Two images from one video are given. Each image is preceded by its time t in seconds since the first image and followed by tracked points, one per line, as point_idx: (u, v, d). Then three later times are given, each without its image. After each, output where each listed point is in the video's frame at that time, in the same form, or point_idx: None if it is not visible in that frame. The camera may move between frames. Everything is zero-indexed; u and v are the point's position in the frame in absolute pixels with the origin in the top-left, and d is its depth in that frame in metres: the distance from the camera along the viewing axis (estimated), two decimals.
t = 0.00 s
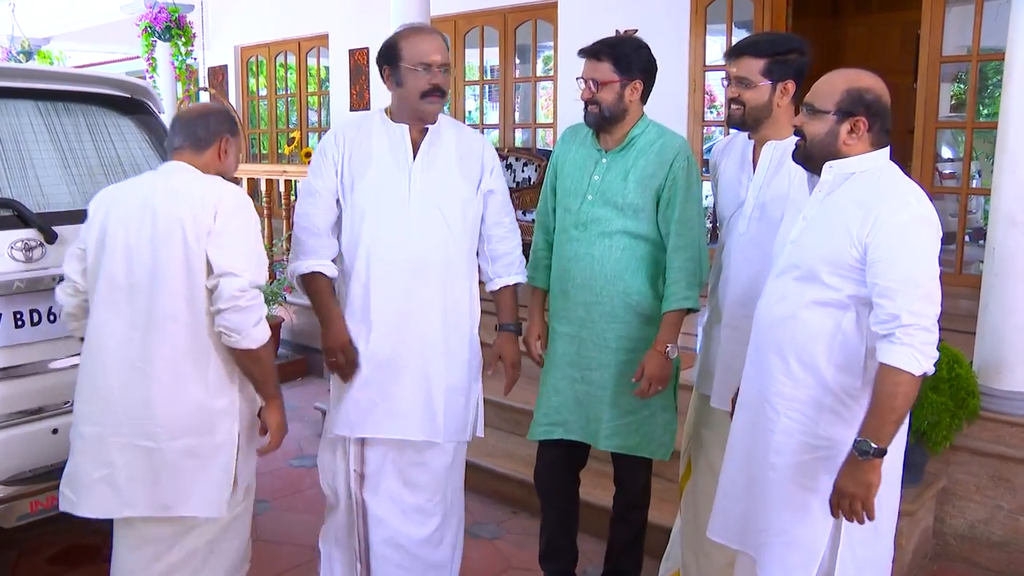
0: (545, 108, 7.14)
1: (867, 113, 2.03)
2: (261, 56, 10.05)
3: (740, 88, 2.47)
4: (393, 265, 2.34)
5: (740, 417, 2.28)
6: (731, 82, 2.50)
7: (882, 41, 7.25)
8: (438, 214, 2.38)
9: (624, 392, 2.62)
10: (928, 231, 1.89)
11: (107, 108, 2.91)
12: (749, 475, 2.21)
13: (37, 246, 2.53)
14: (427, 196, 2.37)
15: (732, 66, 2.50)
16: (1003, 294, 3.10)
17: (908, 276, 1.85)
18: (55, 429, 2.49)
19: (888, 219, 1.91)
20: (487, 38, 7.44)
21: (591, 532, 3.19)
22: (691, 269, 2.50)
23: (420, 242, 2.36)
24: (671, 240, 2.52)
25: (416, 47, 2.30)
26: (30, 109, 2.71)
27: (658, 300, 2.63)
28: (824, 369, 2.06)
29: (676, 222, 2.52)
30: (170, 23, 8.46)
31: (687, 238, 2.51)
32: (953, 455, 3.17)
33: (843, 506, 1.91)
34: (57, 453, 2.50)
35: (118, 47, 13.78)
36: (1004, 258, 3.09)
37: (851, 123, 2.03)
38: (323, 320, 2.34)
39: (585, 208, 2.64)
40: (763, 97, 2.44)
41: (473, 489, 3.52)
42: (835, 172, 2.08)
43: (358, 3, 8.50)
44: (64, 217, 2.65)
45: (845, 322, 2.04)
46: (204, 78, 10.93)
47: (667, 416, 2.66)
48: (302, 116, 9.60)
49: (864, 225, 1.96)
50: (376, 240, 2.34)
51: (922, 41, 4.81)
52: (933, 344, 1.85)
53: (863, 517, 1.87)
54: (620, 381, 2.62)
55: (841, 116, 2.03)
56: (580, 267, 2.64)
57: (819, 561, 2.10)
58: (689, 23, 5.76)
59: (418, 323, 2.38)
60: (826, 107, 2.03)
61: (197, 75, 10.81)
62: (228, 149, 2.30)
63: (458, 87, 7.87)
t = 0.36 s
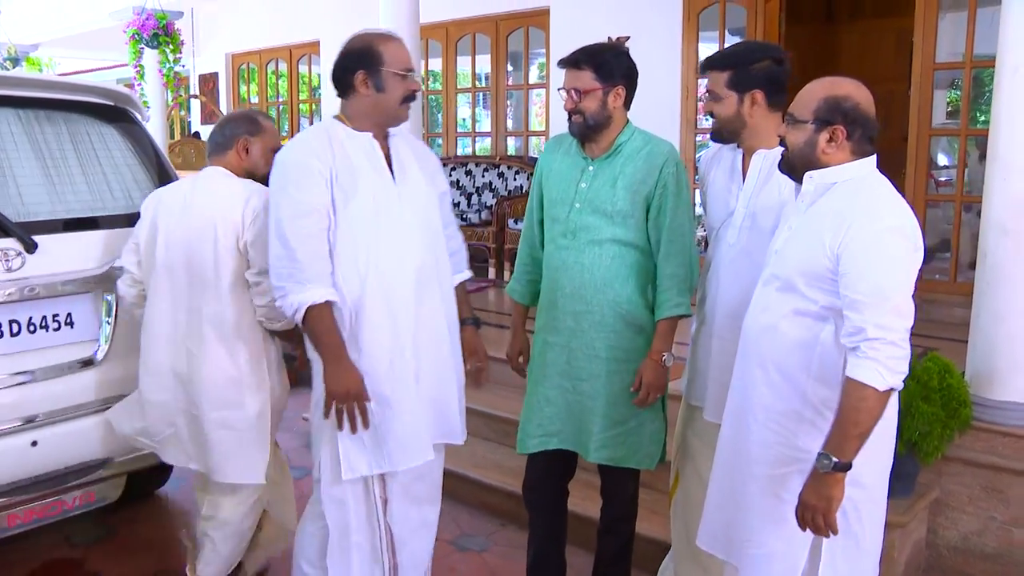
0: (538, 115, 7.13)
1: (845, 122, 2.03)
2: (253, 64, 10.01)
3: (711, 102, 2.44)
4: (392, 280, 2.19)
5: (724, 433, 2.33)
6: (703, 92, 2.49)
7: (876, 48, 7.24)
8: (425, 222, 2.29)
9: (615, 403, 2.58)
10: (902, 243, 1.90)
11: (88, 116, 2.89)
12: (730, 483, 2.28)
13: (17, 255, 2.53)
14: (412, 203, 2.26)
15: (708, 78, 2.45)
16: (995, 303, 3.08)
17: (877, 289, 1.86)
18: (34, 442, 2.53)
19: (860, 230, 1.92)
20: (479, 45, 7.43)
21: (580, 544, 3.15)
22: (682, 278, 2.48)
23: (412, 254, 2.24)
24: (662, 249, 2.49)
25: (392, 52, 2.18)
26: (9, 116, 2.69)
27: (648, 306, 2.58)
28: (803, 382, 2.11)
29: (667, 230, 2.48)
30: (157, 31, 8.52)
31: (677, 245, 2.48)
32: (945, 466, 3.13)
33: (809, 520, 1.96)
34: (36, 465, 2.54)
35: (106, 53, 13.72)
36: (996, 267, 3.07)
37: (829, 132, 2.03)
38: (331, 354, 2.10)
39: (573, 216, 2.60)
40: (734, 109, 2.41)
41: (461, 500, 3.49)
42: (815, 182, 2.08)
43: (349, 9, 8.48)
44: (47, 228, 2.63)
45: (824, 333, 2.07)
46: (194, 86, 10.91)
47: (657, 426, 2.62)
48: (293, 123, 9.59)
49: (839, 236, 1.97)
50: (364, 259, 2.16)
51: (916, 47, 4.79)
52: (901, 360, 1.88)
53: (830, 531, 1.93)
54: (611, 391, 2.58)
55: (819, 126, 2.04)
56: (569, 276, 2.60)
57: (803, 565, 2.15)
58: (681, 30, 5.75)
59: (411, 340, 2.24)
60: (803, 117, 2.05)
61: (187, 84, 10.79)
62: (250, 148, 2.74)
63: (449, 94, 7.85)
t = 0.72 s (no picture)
0: (525, 122, 7.04)
1: (823, 129, 1.90)
2: (228, 67, 9.98)
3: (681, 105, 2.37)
4: (342, 293, 2.04)
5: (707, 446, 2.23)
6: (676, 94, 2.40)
7: (871, 54, 7.12)
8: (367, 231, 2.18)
9: (600, 423, 2.36)
10: (874, 254, 1.78)
11: (46, 120, 2.72)
12: (710, 501, 2.19)
13: None
14: (353, 212, 2.15)
15: (682, 79, 2.34)
16: (992, 314, 2.99)
17: (845, 303, 1.75)
18: None
19: (831, 241, 1.81)
20: (461, 48, 7.31)
21: (560, 567, 3.03)
22: (665, 289, 2.29)
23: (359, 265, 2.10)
24: (643, 256, 2.30)
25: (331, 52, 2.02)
26: None
27: (632, 321, 2.37)
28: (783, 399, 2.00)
29: (648, 238, 2.29)
30: (125, 32, 8.52)
31: (659, 253, 2.28)
32: (942, 485, 3.01)
33: (775, 546, 1.85)
34: None
35: (64, 52, 13.37)
36: (992, 277, 2.98)
37: (807, 139, 1.91)
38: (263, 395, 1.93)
39: (548, 226, 2.39)
40: (696, 110, 2.33)
41: (439, 521, 3.37)
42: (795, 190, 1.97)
43: (329, 12, 8.32)
44: (52, 233, 2.52)
45: (801, 347, 1.95)
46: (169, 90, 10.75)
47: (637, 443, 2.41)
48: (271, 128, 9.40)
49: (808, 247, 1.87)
50: (316, 276, 2.01)
51: (913, 49, 4.67)
52: (869, 378, 1.76)
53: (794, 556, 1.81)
54: (591, 410, 2.36)
55: (796, 132, 1.92)
56: (546, 289, 2.39)
57: None
58: (670, 33, 5.65)
59: (370, 350, 2.11)
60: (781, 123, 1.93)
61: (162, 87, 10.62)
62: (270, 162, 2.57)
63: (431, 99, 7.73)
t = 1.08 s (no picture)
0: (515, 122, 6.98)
1: (809, 127, 1.80)
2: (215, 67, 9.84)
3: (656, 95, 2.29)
4: (308, 300, 1.94)
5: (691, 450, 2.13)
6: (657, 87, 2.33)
7: (872, 51, 7.00)
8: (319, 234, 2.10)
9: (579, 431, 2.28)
10: (860, 255, 1.67)
11: (17, 120, 2.65)
12: (693, 512, 2.08)
13: None
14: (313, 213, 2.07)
15: (662, 71, 2.26)
16: (991, 319, 2.89)
17: (830, 306, 1.65)
18: None
19: (817, 244, 1.71)
20: (451, 46, 7.25)
21: None
22: (649, 295, 2.20)
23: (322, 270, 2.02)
24: (627, 260, 2.21)
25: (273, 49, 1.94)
26: None
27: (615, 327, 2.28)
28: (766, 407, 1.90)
29: (632, 243, 2.20)
30: (102, 28, 8.74)
31: (644, 258, 2.20)
32: (940, 495, 2.91)
33: (756, 555, 1.76)
34: None
35: (41, 49, 13.15)
36: (991, 281, 2.89)
37: (791, 138, 1.81)
38: (286, 393, 1.87)
39: (530, 228, 2.30)
40: (672, 101, 2.26)
41: (424, 530, 3.29)
42: (782, 191, 1.85)
43: (316, 11, 8.17)
44: (43, 236, 2.50)
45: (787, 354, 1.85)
46: (154, 90, 10.66)
47: (622, 455, 2.32)
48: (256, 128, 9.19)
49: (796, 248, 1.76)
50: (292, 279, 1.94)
51: (915, 46, 4.58)
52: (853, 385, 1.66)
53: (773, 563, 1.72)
54: (571, 418, 2.28)
55: (780, 131, 1.82)
56: (526, 294, 2.30)
57: None
58: (663, 32, 5.57)
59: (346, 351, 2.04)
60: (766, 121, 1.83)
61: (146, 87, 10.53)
62: (324, 148, 2.50)
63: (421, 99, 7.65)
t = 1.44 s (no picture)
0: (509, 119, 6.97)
1: (796, 124, 1.76)
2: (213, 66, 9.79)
3: (643, 96, 2.24)
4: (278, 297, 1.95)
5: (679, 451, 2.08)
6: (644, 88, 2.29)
7: (872, 48, 6.95)
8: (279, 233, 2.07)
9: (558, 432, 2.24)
10: (850, 251, 1.64)
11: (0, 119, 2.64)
12: (683, 516, 2.03)
13: None
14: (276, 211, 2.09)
15: (647, 71, 2.22)
16: (988, 320, 2.85)
17: (819, 302, 1.61)
18: None
19: (805, 240, 1.68)
20: (447, 44, 7.23)
21: None
22: (621, 301, 2.13)
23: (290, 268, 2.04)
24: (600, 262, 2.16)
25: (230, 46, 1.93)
26: None
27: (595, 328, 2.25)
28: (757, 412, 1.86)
29: (606, 243, 2.15)
30: (91, 26, 8.59)
31: (620, 260, 2.14)
32: (937, 497, 2.87)
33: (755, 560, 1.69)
34: None
35: (37, 48, 13.09)
36: (988, 281, 2.86)
37: (777, 134, 1.77)
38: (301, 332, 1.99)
39: (512, 227, 2.30)
40: (663, 102, 2.21)
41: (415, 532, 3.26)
42: (769, 188, 1.81)
43: (313, 9, 8.14)
44: (27, 234, 2.49)
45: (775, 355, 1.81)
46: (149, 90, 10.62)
47: (600, 460, 2.28)
48: (251, 127, 9.13)
49: (782, 247, 1.73)
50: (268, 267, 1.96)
51: (914, 42, 4.51)
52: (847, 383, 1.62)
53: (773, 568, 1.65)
54: (555, 420, 2.24)
55: (767, 127, 1.78)
56: (506, 293, 2.29)
57: None
58: (661, 29, 5.54)
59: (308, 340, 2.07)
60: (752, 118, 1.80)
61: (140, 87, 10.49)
62: (339, 142, 2.49)
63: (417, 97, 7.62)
